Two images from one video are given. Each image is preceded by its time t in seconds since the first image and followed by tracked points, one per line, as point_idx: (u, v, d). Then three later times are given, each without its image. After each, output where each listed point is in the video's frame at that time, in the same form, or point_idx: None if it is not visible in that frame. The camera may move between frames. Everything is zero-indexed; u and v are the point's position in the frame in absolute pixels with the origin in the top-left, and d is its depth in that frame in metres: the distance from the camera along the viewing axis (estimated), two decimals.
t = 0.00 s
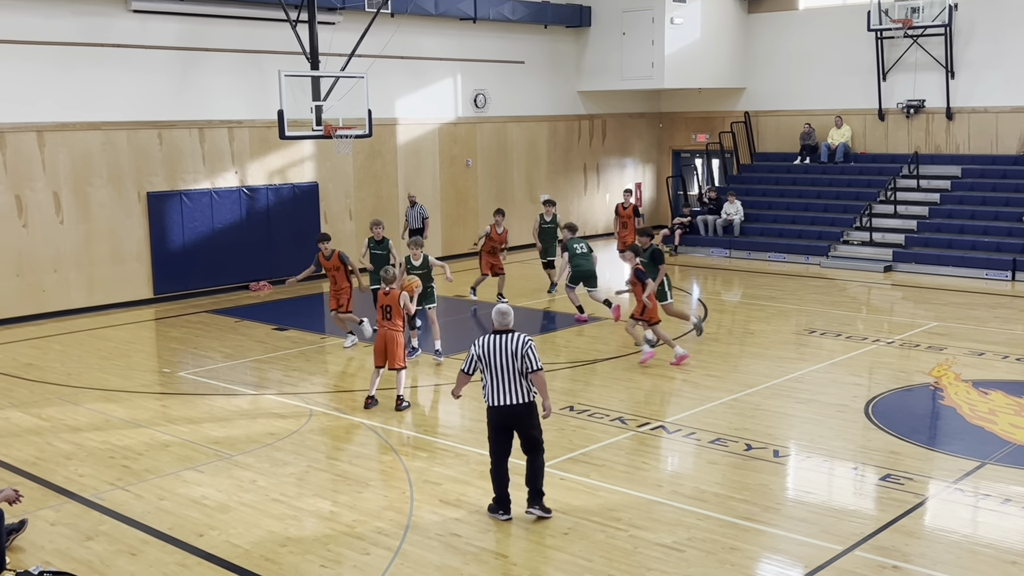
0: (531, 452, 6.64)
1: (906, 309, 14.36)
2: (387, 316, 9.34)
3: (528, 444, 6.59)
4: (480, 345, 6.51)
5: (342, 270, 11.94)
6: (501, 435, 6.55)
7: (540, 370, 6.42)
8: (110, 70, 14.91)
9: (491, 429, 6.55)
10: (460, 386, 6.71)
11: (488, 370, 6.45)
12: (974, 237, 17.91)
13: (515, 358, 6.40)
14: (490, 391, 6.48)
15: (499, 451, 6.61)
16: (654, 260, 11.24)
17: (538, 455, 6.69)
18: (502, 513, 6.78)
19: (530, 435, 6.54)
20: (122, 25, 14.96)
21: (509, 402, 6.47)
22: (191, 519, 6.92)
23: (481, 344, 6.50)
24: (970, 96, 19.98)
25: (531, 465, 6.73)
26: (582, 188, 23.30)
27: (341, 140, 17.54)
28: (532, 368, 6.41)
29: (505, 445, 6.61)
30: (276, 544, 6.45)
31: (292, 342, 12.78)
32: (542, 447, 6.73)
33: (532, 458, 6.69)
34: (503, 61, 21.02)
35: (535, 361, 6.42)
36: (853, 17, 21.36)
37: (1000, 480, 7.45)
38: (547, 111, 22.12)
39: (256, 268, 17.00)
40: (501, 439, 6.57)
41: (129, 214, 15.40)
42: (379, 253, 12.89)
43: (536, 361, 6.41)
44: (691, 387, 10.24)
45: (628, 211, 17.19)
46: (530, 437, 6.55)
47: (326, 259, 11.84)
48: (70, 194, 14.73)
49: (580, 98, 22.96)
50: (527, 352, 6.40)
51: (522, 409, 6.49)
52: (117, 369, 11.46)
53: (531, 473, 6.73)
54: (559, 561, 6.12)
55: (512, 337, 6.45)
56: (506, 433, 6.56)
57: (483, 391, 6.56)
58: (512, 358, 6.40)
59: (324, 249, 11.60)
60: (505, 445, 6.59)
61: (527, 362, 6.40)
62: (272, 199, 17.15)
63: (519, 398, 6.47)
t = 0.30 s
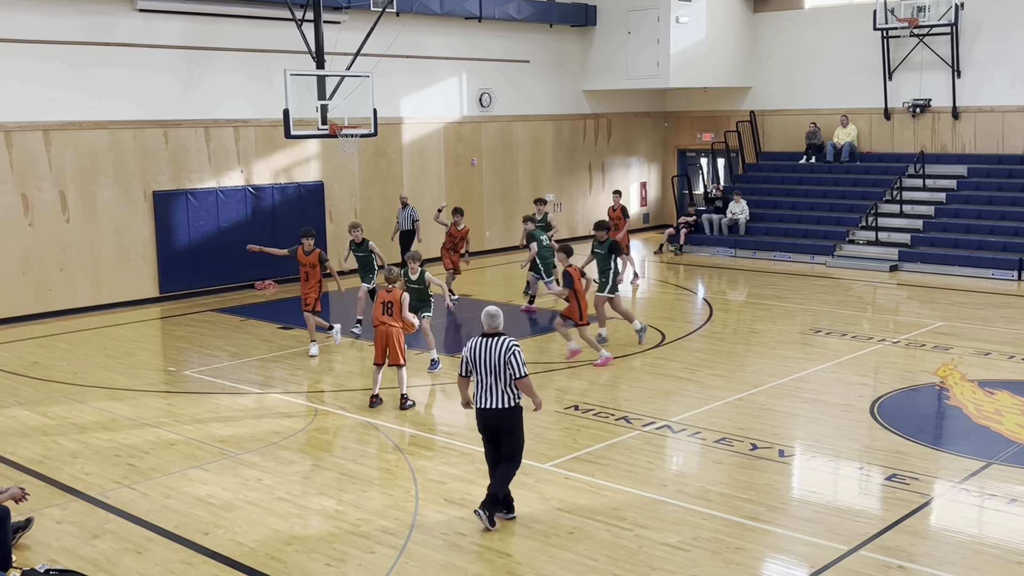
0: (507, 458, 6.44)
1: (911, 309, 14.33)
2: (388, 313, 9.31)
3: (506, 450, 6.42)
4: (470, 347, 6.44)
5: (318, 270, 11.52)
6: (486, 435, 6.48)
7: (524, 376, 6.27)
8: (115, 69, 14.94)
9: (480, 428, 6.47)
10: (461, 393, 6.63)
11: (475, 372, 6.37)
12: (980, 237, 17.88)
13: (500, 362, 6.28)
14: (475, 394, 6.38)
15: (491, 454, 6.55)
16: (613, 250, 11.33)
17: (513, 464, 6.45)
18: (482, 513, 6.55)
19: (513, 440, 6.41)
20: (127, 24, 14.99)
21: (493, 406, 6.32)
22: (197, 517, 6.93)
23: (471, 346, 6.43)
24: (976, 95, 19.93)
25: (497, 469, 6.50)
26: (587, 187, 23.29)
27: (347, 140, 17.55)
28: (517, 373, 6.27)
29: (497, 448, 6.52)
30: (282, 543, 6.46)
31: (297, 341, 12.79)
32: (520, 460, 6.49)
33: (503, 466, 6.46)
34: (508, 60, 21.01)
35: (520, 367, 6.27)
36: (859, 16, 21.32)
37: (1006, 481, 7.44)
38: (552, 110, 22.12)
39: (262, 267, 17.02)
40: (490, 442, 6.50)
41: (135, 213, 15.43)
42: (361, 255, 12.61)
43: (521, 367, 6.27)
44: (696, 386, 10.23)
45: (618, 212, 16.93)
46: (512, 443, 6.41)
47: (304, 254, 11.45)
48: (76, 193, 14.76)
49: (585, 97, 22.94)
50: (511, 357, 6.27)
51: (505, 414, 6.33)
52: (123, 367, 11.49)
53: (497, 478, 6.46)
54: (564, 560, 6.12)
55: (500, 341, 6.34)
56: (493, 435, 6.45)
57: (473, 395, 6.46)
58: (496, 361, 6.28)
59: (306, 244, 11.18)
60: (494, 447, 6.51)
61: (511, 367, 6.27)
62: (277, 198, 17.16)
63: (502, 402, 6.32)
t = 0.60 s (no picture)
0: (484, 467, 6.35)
1: (916, 309, 14.31)
2: (394, 312, 9.35)
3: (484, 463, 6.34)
4: (464, 349, 6.35)
5: (281, 269, 11.40)
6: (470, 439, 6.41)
7: (516, 385, 6.20)
8: (119, 68, 14.96)
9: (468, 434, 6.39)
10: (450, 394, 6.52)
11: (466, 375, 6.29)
12: (986, 237, 17.84)
13: (493, 367, 6.20)
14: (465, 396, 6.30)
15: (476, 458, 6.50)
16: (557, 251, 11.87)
17: (491, 472, 6.36)
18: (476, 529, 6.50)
19: (492, 450, 6.31)
20: (132, 23, 15.01)
21: (482, 411, 6.25)
22: (202, 516, 6.94)
23: (465, 347, 6.34)
24: (981, 94, 19.89)
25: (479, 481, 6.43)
26: (592, 187, 23.27)
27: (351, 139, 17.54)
28: (508, 380, 6.20)
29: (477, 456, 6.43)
30: (286, 542, 6.47)
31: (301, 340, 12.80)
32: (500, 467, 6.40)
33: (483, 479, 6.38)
34: (513, 60, 21.01)
35: (513, 375, 6.20)
36: (865, 15, 21.28)
37: (1011, 481, 7.42)
38: (556, 110, 22.11)
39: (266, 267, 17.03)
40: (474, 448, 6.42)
41: (140, 213, 15.45)
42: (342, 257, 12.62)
43: (514, 375, 6.19)
44: (700, 386, 10.22)
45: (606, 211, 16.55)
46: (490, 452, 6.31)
47: (268, 253, 11.36)
48: (81, 192, 14.79)
49: (590, 97, 22.93)
50: (505, 364, 6.18)
51: (492, 420, 6.25)
52: (128, 366, 11.51)
53: (480, 493, 6.41)
54: (568, 560, 6.11)
55: (495, 345, 6.25)
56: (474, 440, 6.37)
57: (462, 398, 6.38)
58: (490, 365, 6.20)
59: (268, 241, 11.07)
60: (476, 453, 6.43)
61: (504, 374, 6.19)
62: (282, 197, 17.17)
63: (490, 408, 6.24)
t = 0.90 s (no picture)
0: (479, 467, 6.33)
1: (920, 309, 14.29)
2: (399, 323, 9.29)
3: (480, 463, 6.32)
4: (454, 350, 6.29)
5: (246, 265, 11.36)
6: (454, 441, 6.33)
7: (508, 389, 6.12)
8: (123, 68, 14.97)
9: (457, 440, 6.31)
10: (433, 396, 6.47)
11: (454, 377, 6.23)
12: (989, 237, 17.82)
13: (484, 370, 6.13)
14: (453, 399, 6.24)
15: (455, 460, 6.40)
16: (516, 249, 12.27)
17: (486, 473, 6.34)
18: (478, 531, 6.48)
19: (488, 448, 6.29)
20: (136, 23, 15.03)
21: (471, 414, 6.21)
22: (205, 515, 6.95)
23: (455, 350, 6.28)
24: (985, 94, 19.87)
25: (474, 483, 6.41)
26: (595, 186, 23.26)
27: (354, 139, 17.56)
28: (500, 384, 6.12)
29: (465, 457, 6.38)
30: (290, 542, 6.47)
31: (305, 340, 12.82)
32: (494, 466, 6.41)
33: (479, 478, 6.36)
34: (516, 60, 21.00)
35: (505, 379, 6.12)
36: (868, 15, 21.26)
37: (1014, 481, 7.42)
38: (560, 110, 22.11)
39: (270, 266, 17.05)
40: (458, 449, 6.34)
41: (145, 212, 15.48)
42: (319, 262, 12.46)
43: (506, 378, 6.12)
44: (704, 386, 10.21)
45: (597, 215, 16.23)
46: (486, 450, 6.29)
47: (232, 250, 11.29)
48: (85, 192, 14.81)
49: (593, 97, 22.92)
50: (496, 367, 6.11)
51: (482, 422, 6.21)
52: (131, 366, 11.52)
53: (477, 494, 6.39)
54: (571, 560, 6.12)
55: (487, 347, 6.19)
56: (463, 442, 6.30)
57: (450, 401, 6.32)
58: (481, 368, 6.13)
59: (235, 236, 11.02)
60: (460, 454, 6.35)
61: (496, 377, 6.12)
62: (285, 197, 17.18)
63: (481, 410, 6.19)
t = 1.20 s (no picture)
0: (470, 468, 6.31)
1: (921, 310, 14.29)
2: (429, 317, 9.12)
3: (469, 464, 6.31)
4: (433, 355, 6.17)
5: (211, 286, 11.27)
6: (431, 446, 6.24)
7: (491, 393, 6.10)
8: (124, 68, 14.98)
9: (435, 446, 6.23)
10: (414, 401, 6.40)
11: (435, 383, 6.14)
12: (991, 238, 17.82)
13: (466, 376, 6.07)
14: (434, 405, 6.16)
15: (433, 466, 6.28)
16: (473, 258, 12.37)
17: (477, 475, 6.33)
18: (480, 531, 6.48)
19: (475, 449, 6.27)
20: (137, 24, 15.04)
21: (455, 419, 6.15)
22: (206, 516, 6.95)
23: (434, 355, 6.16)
24: (987, 95, 19.86)
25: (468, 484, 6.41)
26: (596, 187, 23.26)
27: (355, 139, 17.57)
28: (483, 389, 6.09)
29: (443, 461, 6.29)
30: (291, 542, 6.47)
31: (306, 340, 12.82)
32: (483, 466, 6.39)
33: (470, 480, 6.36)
34: (517, 60, 20.99)
35: (488, 383, 6.10)
36: (870, 16, 21.26)
37: (1016, 482, 7.42)
38: (561, 110, 22.10)
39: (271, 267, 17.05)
40: (436, 453, 6.24)
41: (146, 212, 15.48)
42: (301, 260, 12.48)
43: (488, 383, 6.09)
44: (705, 387, 10.21)
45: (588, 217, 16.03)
46: (473, 451, 6.27)
47: (197, 270, 11.17)
48: (86, 192, 14.82)
49: (594, 98, 22.92)
50: (479, 373, 6.06)
51: (465, 426, 6.17)
52: (132, 366, 11.52)
53: (473, 495, 6.41)
54: (572, 560, 6.12)
55: (467, 352, 6.12)
56: (446, 446, 6.23)
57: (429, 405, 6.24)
58: (462, 374, 6.07)
59: (200, 258, 10.93)
60: (441, 459, 6.25)
61: (479, 382, 6.08)
62: (286, 198, 17.19)
63: (463, 415, 6.15)
